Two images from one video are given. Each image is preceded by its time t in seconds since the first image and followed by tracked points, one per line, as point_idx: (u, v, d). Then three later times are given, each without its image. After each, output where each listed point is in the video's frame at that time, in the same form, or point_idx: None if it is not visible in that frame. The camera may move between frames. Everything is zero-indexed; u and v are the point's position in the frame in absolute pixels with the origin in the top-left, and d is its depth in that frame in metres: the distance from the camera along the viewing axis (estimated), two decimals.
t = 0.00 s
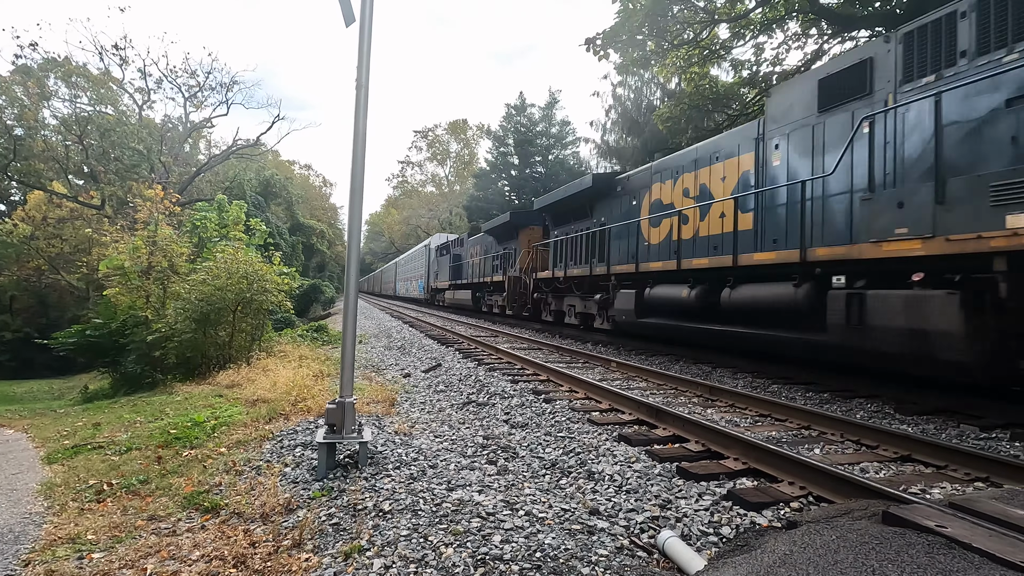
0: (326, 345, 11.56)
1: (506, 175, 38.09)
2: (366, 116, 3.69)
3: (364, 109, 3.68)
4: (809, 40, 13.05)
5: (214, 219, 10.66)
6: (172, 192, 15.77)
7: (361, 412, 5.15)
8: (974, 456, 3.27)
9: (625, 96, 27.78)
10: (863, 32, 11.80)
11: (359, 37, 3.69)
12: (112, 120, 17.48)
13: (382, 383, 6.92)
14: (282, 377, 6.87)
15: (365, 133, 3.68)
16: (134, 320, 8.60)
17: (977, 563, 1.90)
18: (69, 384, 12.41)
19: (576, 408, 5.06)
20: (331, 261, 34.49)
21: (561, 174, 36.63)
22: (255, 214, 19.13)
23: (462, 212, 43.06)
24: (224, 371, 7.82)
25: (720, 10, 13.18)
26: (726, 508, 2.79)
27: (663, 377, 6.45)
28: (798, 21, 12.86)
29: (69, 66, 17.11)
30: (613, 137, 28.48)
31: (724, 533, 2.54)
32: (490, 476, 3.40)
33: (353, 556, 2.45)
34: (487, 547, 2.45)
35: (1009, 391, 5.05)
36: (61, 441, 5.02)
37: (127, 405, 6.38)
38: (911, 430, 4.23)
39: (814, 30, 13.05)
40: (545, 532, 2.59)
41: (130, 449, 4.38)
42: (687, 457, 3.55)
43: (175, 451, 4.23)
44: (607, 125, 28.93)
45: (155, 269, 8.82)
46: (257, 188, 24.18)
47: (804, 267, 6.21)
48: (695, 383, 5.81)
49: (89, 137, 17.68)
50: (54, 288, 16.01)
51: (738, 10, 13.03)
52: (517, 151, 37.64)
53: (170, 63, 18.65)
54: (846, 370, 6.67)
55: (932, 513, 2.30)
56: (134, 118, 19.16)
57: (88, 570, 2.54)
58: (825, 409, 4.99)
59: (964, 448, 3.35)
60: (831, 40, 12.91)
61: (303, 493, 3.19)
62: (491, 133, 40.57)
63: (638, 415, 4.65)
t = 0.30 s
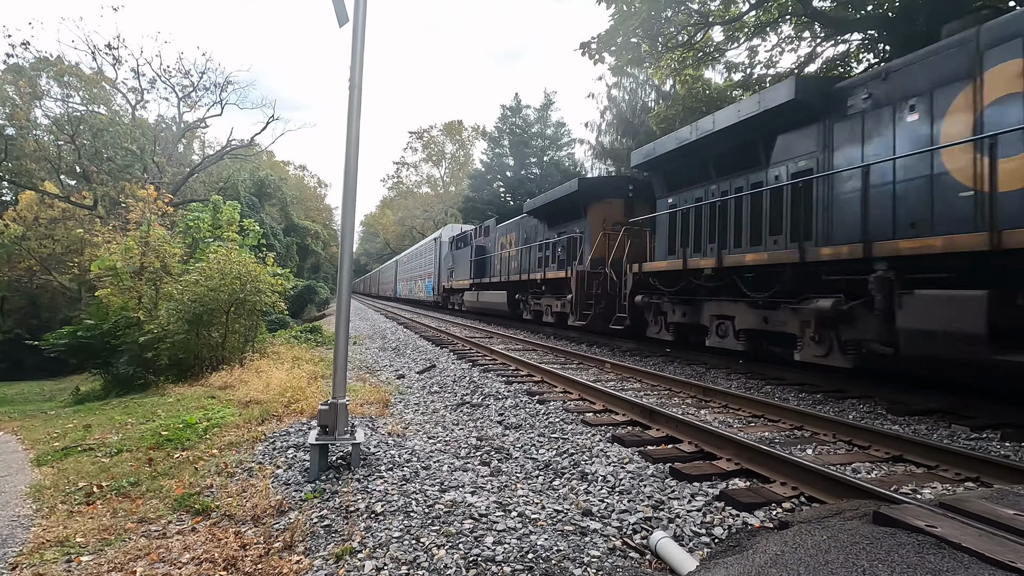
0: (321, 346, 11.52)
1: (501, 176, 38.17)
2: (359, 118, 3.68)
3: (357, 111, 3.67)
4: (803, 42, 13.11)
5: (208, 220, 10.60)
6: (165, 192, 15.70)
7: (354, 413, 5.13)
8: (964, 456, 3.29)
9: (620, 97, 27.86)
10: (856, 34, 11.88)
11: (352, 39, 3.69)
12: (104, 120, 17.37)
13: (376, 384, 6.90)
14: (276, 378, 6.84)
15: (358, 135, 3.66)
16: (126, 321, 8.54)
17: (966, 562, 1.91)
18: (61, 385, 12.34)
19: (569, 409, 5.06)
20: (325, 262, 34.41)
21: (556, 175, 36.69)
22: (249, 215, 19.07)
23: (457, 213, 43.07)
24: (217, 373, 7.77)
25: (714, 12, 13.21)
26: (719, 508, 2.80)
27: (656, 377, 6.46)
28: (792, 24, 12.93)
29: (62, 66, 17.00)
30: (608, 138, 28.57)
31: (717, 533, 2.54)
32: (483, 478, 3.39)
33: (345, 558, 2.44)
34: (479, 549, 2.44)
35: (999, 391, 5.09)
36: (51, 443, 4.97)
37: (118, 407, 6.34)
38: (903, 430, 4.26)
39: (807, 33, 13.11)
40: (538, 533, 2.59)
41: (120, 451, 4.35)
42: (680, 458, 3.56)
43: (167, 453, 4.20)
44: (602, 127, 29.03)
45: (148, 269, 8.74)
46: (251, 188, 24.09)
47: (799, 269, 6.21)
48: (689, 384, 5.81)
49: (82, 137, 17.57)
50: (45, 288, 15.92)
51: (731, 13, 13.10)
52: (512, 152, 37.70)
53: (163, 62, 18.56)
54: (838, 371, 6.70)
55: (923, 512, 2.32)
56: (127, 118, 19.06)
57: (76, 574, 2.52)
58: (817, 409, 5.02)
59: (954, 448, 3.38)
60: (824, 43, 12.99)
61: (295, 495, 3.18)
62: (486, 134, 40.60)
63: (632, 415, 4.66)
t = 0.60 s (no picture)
0: (315, 348, 11.47)
1: (495, 177, 38.21)
2: (352, 119, 3.67)
3: (350, 111, 3.66)
4: (795, 45, 13.20)
5: (200, 221, 10.53)
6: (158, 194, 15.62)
7: (348, 415, 5.12)
8: (954, 455, 3.32)
9: (614, 98, 27.98)
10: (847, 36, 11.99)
11: (345, 39, 3.68)
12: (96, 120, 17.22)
13: (370, 385, 6.88)
14: (269, 380, 6.81)
15: (351, 137, 3.66)
16: (117, 323, 8.48)
17: (954, 561, 1.92)
18: (52, 388, 12.26)
19: (563, 410, 5.06)
20: (319, 263, 34.29)
21: (550, 176, 36.75)
22: (242, 216, 18.98)
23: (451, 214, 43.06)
24: (209, 375, 7.72)
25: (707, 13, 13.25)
26: (711, 508, 2.81)
27: (650, 378, 6.47)
28: (784, 26, 13.01)
29: (52, 65, 16.87)
30: (602, 139, 28.64)
31: (708, 533, 2.55)
32: (477, 479, 3.39)
33: (337, 560, 2.44)
34: (472, 550, 2.44)
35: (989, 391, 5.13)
36: (40, 447, 4.93)
37: (110, 409, 6.29)
38: (894, 430, 4.29)
39: (799, 35, 13.19)
40: (531, 535, 2.58)
41: (111, 454, 4.31)
42: (673, 458, 3.56)
43: (158, 456, 4.16)
44: (596, 128, 29.12)
45: (139, 271, 8.68)
46: (244, 189, 23.95)
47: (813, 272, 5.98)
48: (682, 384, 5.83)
49: (73, 138, 17.43)
50: (36, 290, 15.81)
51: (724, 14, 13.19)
52: (506, 154, 37.75)
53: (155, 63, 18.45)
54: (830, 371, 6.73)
55: (913, 511, 2.33)
56: (119, 118, 18.94)
57: None
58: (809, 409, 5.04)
59: (944, 448, 3.40)
60: (816, 45, 13.08)
61: (287, 498, 3.16)
62: (480, 136, 40.60)
63: (625, 416, 4.67)
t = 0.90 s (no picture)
0: (308, 350, 11.43)
1: (488, 179, 38.20)
2: (343, 120, 3.65)
3: (341, 111, 3.65)
4: (786, 45, 13.28)
5: (192, 223, 10.46)
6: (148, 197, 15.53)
7: (341, 417, 5.10)
8: (946, 452, 3.35)
9: (607, 99, 28.08)
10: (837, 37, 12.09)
11: (336, 39, 3.66)
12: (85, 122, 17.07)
13: (363, 387, 6.86)
14: (262, 383, 6.77)
15: (342, 138, 3.64)
16: (107, 327, 8.42)
17: (945, 557, 1.93)
18: (42, 392, 12.16)
19: (557, 411, 5.07)
20: (312, 265, 34.18)
21: (543, 177, 36.82)
22: (234, 218, 18.89)
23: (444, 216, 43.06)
24: (201, 378, 7.66)
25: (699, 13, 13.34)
26: (705, 508, 2.81)
27: (643, 378, 6.48)
28: (775, 27, 13.08)
29: (41, 67, 16.73)
30: (595, 140, 28.76)
31: (702, 533, 2.56)
32: (471, 480, 3.38)
33: (330, 563, 2.42)
34: (466, 552, 2.44)
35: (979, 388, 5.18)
36: (30, 452, 4.88)
37: (101, 414, 6.24)
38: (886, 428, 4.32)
39: (789, 36, 13.27)
40: (525, 536, 2.59)
41: (102, 459, 4.27)
42: (667, 458, 3.57)
43: (149, 460, 4.13)
44: (589, 129, 29.23)
45: (130, 274, 8.61)
46: (236, 191, 23.81)
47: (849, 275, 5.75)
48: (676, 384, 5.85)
49: (62, 139, 17.27)
50: (25, 294, 15.66)
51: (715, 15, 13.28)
52: (499, 155, 37.85)
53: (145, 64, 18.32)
54: (822, 370, 6.76)
55: (904, 509, 2.35)
56: (109, 120, 18.80)
57: None
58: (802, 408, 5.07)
59: (936, 445, 3.42)
60: (806, 46, 13.16)
61: (279, 501, 3.14)
62: (473, 137, 40.62)
63: (619, 416, 4.67)
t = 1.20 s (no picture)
0: (299, 353, 11.34)
1: (479, 181, 38.16)
2: (333, 122, 3.64)
3: (332, 112, 3.63)
4: (774, 48, 13.40)
5: (181, 226, 10.36)
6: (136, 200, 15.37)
7: (332, 421, 5.07)
8: (932, 451, 3.38)
9: (597, 102, 28.28)
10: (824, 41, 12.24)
11: (327, 39, 3.65)
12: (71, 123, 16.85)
13: (354, 391, 6.82)
14: (252, 386, 6.71)
15: (332, 139, 3.63)
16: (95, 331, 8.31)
17: (933, 554, 1.95)
18: (28, 398, 12.00)
19: (549, 412, 5.07)
20: (303, 268, 34.01)
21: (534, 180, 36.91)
22: (223, 221, 18.76)
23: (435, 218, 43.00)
24: (190, 382, 7.59)
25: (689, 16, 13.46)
26: (696, 508, 2.82)
27: (635, 379, 6.49)
28: (763, 30, 13.19)
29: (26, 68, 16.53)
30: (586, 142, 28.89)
31: (693, 533, 2.57)
32: (463, 483, 3.38)
33: (321, 568, 2.40)
34: (458, 555, 2.43)
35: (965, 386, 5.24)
36: (14, 458, 4.79)
37: (88, 419, 6.15)
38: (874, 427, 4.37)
39: (778, 39, 13.39)
40: (517, 538, 2.58)
41: (88, 465, 4.21)
42: (658, 458, 3.59)
43: (137, 466, 4.08)
44: (580, 132, 29.36)
45: (117, 277, 8.51)
46: (226, 193, 23.60)
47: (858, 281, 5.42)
48: (667, 385, 5.87)
49: (47, 141, 17.04)
50: (10, 298, 15.44)
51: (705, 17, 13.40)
52: (491, 157, 37.93)
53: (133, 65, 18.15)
54: (811, 370, 6.81)
55: (892, 507, 2.37)
56: (96, 121, 18.60)
57: None
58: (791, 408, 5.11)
59: (923, 444, 3.46)
60: (794, 49, 13.28)
61: (270, 506, 3.12)
62: (464, 139, 40.62)
63: (610, 418, 4.68)
